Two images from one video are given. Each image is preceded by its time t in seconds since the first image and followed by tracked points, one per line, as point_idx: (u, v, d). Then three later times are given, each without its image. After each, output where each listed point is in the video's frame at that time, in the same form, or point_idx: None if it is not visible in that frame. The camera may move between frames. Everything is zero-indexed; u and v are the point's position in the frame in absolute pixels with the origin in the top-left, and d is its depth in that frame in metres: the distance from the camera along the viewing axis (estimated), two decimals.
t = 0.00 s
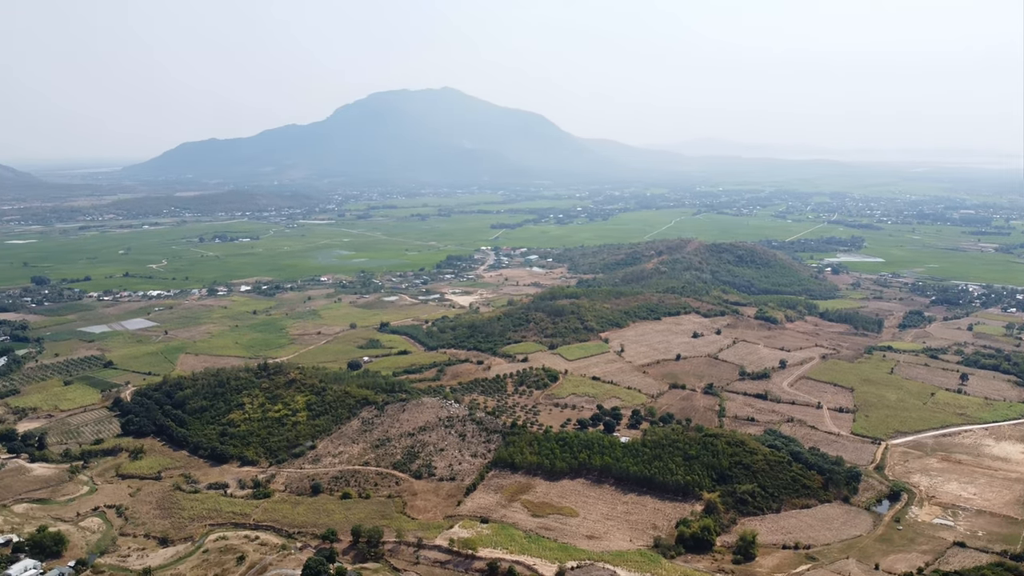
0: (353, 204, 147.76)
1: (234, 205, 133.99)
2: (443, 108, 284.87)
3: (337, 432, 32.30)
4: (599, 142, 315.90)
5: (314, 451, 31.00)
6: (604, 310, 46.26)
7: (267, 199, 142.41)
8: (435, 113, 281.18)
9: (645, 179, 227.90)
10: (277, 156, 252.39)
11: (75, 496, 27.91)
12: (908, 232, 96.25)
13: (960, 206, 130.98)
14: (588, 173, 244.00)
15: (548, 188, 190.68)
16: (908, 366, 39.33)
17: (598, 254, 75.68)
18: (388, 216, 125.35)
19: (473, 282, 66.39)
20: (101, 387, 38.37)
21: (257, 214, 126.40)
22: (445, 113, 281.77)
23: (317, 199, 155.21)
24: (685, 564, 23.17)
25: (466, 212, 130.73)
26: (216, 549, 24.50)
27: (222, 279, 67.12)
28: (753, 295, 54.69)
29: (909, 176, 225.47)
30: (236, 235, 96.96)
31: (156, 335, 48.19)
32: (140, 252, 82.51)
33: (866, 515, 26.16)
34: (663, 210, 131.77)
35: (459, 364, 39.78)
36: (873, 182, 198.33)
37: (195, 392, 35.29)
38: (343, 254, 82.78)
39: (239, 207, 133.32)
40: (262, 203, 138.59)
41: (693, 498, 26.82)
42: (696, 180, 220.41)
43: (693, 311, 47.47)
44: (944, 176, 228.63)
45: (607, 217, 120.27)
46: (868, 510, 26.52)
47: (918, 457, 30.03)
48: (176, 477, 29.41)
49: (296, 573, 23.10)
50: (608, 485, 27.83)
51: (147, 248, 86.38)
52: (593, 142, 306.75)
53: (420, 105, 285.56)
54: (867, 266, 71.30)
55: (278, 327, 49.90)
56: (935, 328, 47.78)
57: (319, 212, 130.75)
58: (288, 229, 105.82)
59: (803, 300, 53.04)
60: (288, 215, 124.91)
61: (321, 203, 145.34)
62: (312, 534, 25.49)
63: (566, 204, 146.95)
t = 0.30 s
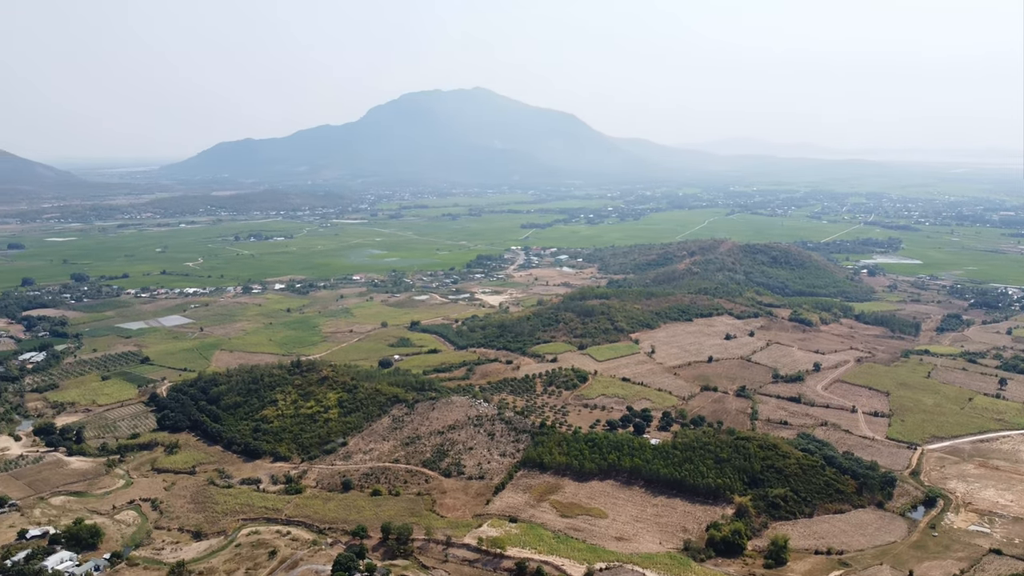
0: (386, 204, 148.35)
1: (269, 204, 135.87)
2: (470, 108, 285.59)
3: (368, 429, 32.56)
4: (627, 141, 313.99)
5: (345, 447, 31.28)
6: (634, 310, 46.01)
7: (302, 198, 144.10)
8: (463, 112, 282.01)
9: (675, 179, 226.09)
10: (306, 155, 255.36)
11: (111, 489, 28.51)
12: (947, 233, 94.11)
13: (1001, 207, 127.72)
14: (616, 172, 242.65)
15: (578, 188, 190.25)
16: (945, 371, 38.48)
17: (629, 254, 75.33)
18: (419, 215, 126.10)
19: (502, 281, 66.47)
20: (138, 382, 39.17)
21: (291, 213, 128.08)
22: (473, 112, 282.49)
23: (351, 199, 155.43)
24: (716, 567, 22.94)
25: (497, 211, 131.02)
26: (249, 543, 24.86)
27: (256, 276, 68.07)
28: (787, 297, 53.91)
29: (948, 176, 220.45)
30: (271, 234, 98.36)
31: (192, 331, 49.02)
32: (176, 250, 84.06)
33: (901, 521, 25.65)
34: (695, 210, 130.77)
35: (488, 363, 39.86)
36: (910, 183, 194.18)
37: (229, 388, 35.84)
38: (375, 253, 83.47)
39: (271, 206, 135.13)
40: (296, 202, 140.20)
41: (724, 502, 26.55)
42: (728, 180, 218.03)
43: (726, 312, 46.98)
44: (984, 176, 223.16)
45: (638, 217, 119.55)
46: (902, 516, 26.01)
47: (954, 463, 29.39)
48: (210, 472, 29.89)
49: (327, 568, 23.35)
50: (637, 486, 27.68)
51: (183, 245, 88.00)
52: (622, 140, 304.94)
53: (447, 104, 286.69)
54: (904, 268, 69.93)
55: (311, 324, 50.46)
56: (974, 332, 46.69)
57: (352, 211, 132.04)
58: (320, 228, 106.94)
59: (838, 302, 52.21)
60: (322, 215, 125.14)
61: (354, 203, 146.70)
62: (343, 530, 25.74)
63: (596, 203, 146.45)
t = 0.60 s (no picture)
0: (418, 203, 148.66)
1: (302, 203, 137.50)
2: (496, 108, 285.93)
3: (398, 426, 32.74)
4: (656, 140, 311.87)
5: (375, 444, 31.50)
6: (666, 311, 45.69)
7: (336, 198, 145.50)
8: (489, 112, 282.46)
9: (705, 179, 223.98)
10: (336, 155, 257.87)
11: (146, 483, 29.04)
12: (988, 235, 91.98)
13: None
14: (643, 172, 241.10)
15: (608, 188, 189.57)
16: (984, 375, 37.62)
17: (661, 254, 74.96)
18: (449, 215, 126.66)
19: (533, 281, 66.43)
20: (174, 378, 39.83)
21: (324, 212, 129.48)
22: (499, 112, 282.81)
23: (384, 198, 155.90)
24: (746, 572, 22.69)
25: (527, 211, 131.11)
26: (280, 538, 25.16)
27: (290, 275, 68.81)
28: (822, 299, 53.25)
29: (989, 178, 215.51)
30: (304, 233, 99.50)
31: (227, 328, 49.73)
32: (212, 248, 85.45)
33: (936, 528, 25.15)
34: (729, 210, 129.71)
35: (517, 363, 39.88)
36: (949, 184, 189.99)
37: (262, 385, 36.31)
38: (407, 253, 83.94)
39: (302, 205, 136.62)
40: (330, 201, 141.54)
41: (755, 505, 26.27)
42: (759, 180, 215.53)
43: (759, 313, 46.46)
44: None
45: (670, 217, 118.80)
46: (938, 522, 25.49)
47: (993, 469, 28.72)
48: (243, 467, 30.31)
49: (357, 564, 23.58)
50: (667, 489, 27.50)
51: (217, 243, 89.37)
52: (650, 139, 302.93)
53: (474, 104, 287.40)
54: (943, 271, 68.57)
55: (344, 323, 50.88)
56: (1015, 336, 45.59)
57: (384, 211, 133.00)
58: (353, 227, 107.85)
59: (874, 304, 51.38)
60: (355, 215, 125.60)
61: (387, 202, 147.80)
62: (372, 527, 25.91)
63: (626, 203, 145.74)
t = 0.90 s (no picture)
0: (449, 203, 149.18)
1: (334, 203, 138.78)
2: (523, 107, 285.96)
3: (427, 424, 32.88)
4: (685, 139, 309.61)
5: (405, 442, 31.68)
6: (697, 312, 45.34)
7: (367, 198, 146.56)
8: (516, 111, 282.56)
9: (736, 179, 221.88)
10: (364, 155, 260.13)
11: (180, 477, 29.49)
12: None
13: None
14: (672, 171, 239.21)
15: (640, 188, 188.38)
16: None
17: (693, 255, 74.54)
18: (479, 215, 126.92)
19: (562, 281, 66.29)
20: (208, 374, 40.44)
21: (356, 212, 130.57)
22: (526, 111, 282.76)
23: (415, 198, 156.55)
24: None
25: (556, 211, 130.88)
26: (311, 534, 25.40)
27: (323, 273, 69.48)
28: (857, 301, 52.48)
29: None
30: (336, 232, 100.50)
31: (261, 326, 50.36)
32: (246, 246, 86.64)
33: (972, 535, 24.63)
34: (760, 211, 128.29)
35: (547, 363, 39.83)
36: (989, 185, 185.81)
37: (295, 382, 36.73)
38: (437, 252, 84.28)
39: (332, 204, 137.84)
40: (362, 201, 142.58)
41: (787, 510, 25.96)
42: (791, 180, 212.89)
43: (793, 315, 45.92)
44: None
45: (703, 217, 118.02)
46: (974, 529, 24.97)
47: None
48: (275, 463, 30.65)
49: (386, 562, 23.74)
50: (698, 492, 27.27)
51: (251, 242, 90.60)
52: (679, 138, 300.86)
53: (500, 104, 287.67)
54: (982, 273, 67.20)
55: (375, 321, 51.25)
56: None
57: (414, 210, 133.71)
58: (385, 227, 108.57)
59: (911, 307, 50.52)
60: (387, 215, 126.24)
61: (417, 201, 148.54)
62: (402, 524, 26.05)
63: (657, 203, 144.72)
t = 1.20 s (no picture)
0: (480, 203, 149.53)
1: (365, 202, 139.84)
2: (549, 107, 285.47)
3: (457, 423, 33.02)
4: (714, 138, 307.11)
5: (435, 440, 31.84)
6: (730, 314, 44.95)
7: (398, 198, 147.42)
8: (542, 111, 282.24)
9: (769, 179, 219.51)
10: (394, 156, 262.01)
11: (214, 472, 29.92)
12: None
13: None
14: (701, 171, 236.83)
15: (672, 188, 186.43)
16: None
17: (726, 255, 73.96)
18: (509, 215, 126.94)
19: (592, 281, 66.07)
20: (242, 370, 41.01)
21: (387, 212, 131.38)
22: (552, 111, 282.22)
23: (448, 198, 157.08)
24: None
25: (586, 211, 130.42)
26: (342, 530, 25.63)
27: (355, 272, 70.04)
28: (893, 303, 51.63)
29: None
30: (369, 231, 101.28)
31: (294, 323, 50.92)
32: (280, 245, 87.62)
33: (1009, 543, 24.11)
34: (794, 211, 126.86)
35: (576, 363, 39.78)
36: None
37: (327, 379, 37.10)
38: (468, 252, 84.47)
39: (360, 203, 138.91)
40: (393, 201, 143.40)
41: (819, 515, 25.65)
42: (824, 181, 210.05)
43: (827, 318, 45.34)
44: None
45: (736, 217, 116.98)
46: (1012, 537, 24.43)
47: None
48: (307, 459, 30.97)
49: (414, 559, 23.89)
50: (729, 495, 27.05)
51: (285, 241, 91.65)
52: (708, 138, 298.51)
53: (526, 104, 287.59)
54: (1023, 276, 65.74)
55: (405, 320, 51.58)
56: None
57: (445, 210, 134.28)
58: (417, 227, 109.13)
59: (949, 310, 49.57)
60: (418, 214, 126.91)
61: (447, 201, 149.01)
62: (430, 521, 26.17)
63: (690, 203, 143.41)
